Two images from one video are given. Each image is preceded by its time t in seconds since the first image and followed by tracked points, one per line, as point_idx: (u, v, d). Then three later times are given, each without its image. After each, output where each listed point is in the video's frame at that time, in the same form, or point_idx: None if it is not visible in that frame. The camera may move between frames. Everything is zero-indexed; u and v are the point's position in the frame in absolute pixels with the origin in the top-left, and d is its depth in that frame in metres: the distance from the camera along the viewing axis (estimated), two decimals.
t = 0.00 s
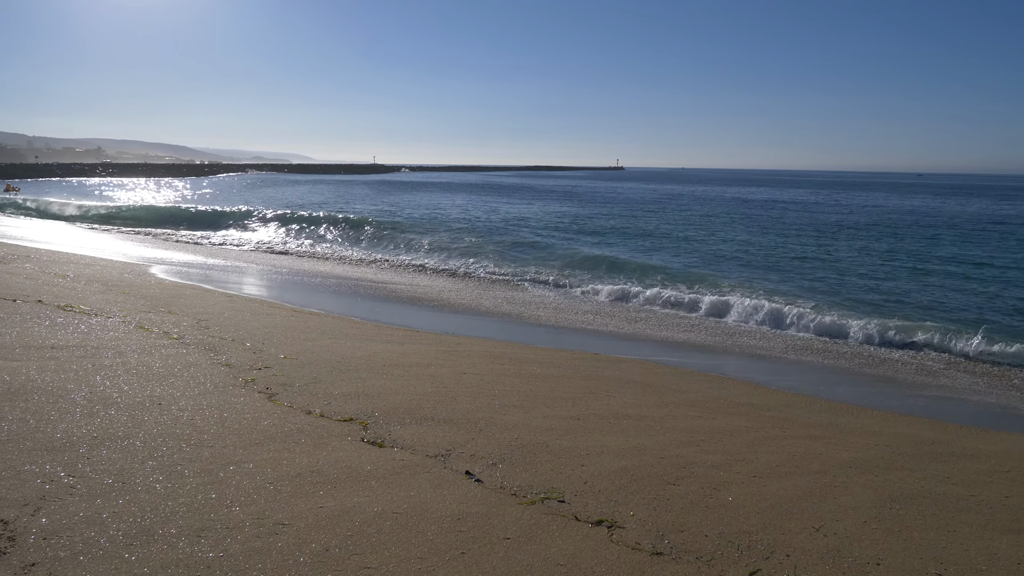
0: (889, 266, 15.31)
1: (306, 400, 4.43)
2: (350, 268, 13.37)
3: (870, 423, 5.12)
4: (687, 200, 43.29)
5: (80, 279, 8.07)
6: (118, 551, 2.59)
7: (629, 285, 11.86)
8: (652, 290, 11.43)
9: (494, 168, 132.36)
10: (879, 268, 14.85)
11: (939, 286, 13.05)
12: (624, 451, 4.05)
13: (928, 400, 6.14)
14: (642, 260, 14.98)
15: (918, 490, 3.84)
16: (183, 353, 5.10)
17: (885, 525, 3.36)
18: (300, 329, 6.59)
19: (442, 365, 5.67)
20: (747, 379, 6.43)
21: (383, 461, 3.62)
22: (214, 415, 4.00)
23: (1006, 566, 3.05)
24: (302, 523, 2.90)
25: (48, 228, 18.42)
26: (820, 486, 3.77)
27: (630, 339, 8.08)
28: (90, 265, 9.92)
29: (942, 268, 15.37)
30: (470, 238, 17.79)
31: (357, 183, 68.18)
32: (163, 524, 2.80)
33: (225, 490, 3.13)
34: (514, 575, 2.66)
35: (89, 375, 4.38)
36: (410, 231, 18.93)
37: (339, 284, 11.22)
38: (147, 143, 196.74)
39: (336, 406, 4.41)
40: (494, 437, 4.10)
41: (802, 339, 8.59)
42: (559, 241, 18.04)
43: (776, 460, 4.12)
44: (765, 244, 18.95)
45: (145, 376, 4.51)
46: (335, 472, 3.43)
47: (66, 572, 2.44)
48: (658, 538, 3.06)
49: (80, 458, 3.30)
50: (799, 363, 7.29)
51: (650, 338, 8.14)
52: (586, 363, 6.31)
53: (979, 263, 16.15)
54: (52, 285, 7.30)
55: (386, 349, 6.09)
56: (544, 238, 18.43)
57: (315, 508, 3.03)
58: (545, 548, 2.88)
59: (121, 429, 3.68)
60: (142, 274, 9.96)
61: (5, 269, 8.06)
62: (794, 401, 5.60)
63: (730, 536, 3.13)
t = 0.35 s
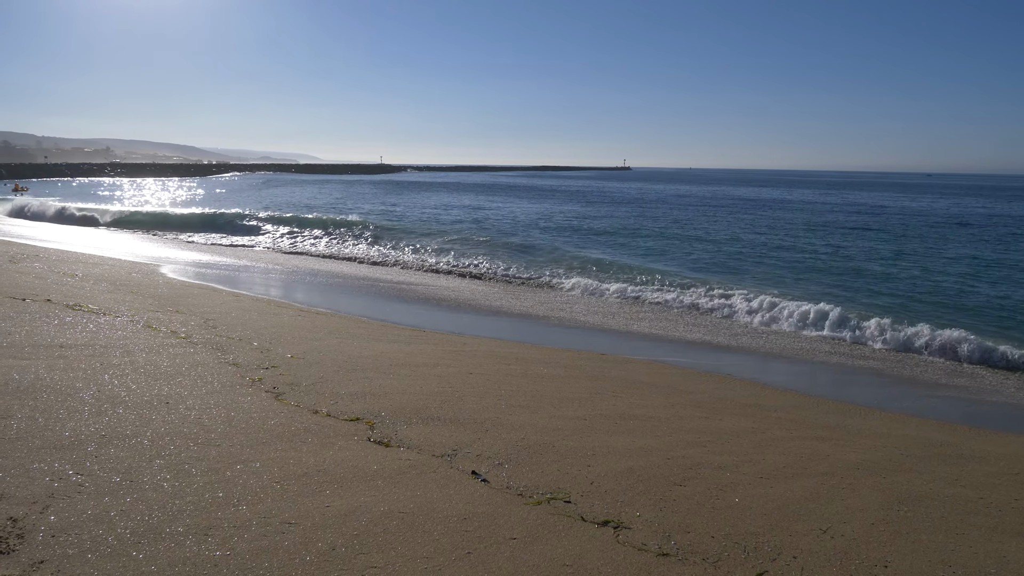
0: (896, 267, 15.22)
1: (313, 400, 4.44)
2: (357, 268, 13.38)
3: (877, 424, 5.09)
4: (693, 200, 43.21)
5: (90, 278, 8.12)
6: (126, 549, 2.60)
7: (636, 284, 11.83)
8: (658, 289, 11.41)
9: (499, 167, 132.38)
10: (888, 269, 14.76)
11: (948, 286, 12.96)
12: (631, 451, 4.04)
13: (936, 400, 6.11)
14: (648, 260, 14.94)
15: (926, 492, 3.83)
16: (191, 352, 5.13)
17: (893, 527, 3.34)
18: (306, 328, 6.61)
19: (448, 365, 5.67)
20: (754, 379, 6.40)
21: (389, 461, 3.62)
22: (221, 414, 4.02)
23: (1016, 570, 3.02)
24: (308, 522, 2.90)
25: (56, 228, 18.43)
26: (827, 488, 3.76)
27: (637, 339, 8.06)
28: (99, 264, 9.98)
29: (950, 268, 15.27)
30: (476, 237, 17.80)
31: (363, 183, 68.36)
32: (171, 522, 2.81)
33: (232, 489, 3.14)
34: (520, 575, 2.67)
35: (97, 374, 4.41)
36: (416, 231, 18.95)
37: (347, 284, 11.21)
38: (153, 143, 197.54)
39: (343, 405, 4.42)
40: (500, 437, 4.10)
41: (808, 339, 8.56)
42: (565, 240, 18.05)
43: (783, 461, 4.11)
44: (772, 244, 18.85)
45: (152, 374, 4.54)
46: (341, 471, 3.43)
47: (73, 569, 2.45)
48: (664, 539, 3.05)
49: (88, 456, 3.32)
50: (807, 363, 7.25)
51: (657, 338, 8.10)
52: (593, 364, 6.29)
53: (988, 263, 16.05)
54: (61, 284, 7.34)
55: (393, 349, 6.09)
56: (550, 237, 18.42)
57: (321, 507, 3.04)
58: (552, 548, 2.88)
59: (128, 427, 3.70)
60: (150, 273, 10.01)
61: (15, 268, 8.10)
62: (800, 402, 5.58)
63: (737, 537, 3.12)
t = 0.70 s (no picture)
0: (907, 267, 15.14)
1: (323, 399, 4.46)
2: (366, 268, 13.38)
3: (888, 426, 5.07)
4: (700, 200, 42.96)
5: (102, 277, 8.18)
6: (138, 547, 2.62)
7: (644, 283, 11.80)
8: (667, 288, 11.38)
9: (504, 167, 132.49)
10: (899, 269, 14.64)
11: (960, 286, 12.83)
12: (641, 452, 4.03)
13: (948, 401, 6.06)
14: (656, 260, 14.90)
15: (939, 494, 3.80)
16: (202, 351, 5.15)
17: (905, 529, 3.33)
18: (316, 327, 6.63)
19: (459, 365, 5.68)
20: (765, 380, 6.36)
21: (399, 460, 3.63)
22: (233, 413, 4.04)
23: None
24: (319, 521, 2.91)
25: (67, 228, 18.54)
26: (839, 489, 3.74)
27: (647, 339, 8.03)
28: (111, 263, 10.04)
29: (961, 269, 15.13)
30: (483, 237, 17.81)
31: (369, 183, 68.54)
32: (182, 521, 2.82)
33: (243, 488, 3.15)
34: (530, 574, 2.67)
35: (110, 372, 4.43)
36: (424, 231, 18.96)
37: (358, 284, 11.19)
38: (160, 143, 198.79)
39: (353, 404, 4.43)
40: (510, 437, 4.10)
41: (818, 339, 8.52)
42: (572, 240, 18.05)
43: (794, 462, 4.09)
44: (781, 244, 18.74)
45: (164, 373, 4.56)
46: (352, 471, 3.44)
47: (86, 567, 2.47)
48: (675, 540, 3.04)
49: (101, 454, 3.34)
50: (817, 363, 7.22)
51: (667, 338, 8.06)
52: (603, 364, 6.28)
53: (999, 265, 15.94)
54: (74, 284, 7.40)
55: (403, 348, 6.10)
56: (557, 237, 18.42)
57: (331, 506, 3.05)
58: (562, 548, 2.88)
59: (141, 426, 3.72)
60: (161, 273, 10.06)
61: (28, 268, 8.16)
62: (811, 403, 5.55)
63: (748, 539, 3.11)
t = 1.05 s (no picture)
0: (915, 267, 15.06)
1: (334, 399, 4.47)
2: (374, 268, 13.39)
3: (899, 427, 5.04)
4: (708, 200, 42.81)
5: (113, 276, 8.23)
6: (149, 545, 2.63)
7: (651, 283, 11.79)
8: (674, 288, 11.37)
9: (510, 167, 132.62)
10: (907, 270, 14.58)
11: (972, 287, 12.72)
12: (651, 453, 4.02)
13: (959, 402, 6.02)
14: (664, 261, 14.87)
15: (951, 496, 3.78)
16: (213, 351, 5.18)
17: (917, 531, 3.31)
18: (325, 327, 6.65)
19: (468, 365, 5.68)
20: (774, 380, 6.34)
21: (409, 460, 3.63)
22: (243, 412, 4.05)
23: None
24: (329, 520, 2.92)
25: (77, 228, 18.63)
26: (850, 491, 3.73)
27: (657, 339, 8.00)
28: (122, 263, 10.10)
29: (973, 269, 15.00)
30: (490, 237, 17.83)
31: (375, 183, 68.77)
32: (193, 519, 2.84)
33: (254, 486, 3.17)
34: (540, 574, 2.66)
35: (122, 371, 4.46)
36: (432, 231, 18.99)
37: (369, 284, 11.18)
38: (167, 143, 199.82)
39: (363, 404, 4.44)
40: (520, 437, 4.10)
41: (826, 340, 8.48)
42: (579, 240, 18.05)
43: (805, 463, 4.08)
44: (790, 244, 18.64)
45: (176, 372, 4.58)
46: (362, 470, 3.45)
47: (98, 565, 2.48)
48: (685, 541, 3.03)
49: (112, 453, 3.36)
50: (826, 364, 7.18)
51: (677, 339, 8.02)
52: (612, 364, 6.26)
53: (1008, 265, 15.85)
54: (86, 283, 7.46)
55: (412, 348, 6.10)
56: (563, 237, 18.43)
57: (341, 505, 3.06)
58: (572, 548, 2.88)
59: (152, 425, 3.74)
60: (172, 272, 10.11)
61: (41, 267, 8.23)
62: (822, 404, 5.53)
63: (758, 540, 3.10)
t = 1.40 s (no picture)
0: (924, 268, 15.00)
1: (344, 398, 4.48)
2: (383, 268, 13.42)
3: (911, 429, 5.01)
4: (715, 201, 42.63)
5: (126, 276, 8.29)
6: (161, 543, 2.64)
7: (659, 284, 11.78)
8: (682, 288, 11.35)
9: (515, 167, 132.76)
10: (916, 270, 14.53)
11: (983, 288, 12.62)
12: (662, 454, 4.01)
13: (970, 404, 5.97)
14: (672, 262, 14.83)
15: (964, 499, 3.75)
16: (225, 350, 5.20)
17: (929, 535, 3.28)
18: (335, 326, 6.67)
19: (478, 365, 5.68)
20: (783, 381, 6.32)
21: (419, 460, 3.64)
22: (255, 411, 4.07)
23: None
24: (340, 519, 2.93)
25: (88, 228, 18.77)
26: (861, 493, 3.71)
27: (667, 339, 7.98)
28: (134, 262, 10.18)
29: (985, 270, 14.87)
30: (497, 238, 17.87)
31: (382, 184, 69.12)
32: (204, 518, 2.85)
33: (265, 485, 3.18)
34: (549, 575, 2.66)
35: (134, 370, 4.49)
36: (439, 232, 19.05)
37: (379, 283, 11.20)
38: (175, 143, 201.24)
39: (374, 404, 4.45)
40: (530, 438, 4.10)
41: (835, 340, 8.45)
42: (586, 241, 18.06)
43: (816, 465, 4.05)
44: (798, 245, 18.60)
45: (188, 371, 4.61)
46: (373, 469, 3.46)
47: (110, 563, 2.49)
48: (695, 542, 3.02)
49: (125, 451, 3.38)
50: (836, 364, 7.14)
51: (686, 339, 8.01)
52: (622, 365, 6.25)
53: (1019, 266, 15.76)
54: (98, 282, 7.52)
55: (422, 348, 6.12)
56: (570, 237, 18.45)
57: (351, 505, 3.06)
58: (582, 549, 2.87)
59: (164, 424, 3.76)
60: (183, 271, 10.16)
61: (53, 266, 8.30)
62: (832, 405, 5.50)
63: (769, 542, 3.09)
